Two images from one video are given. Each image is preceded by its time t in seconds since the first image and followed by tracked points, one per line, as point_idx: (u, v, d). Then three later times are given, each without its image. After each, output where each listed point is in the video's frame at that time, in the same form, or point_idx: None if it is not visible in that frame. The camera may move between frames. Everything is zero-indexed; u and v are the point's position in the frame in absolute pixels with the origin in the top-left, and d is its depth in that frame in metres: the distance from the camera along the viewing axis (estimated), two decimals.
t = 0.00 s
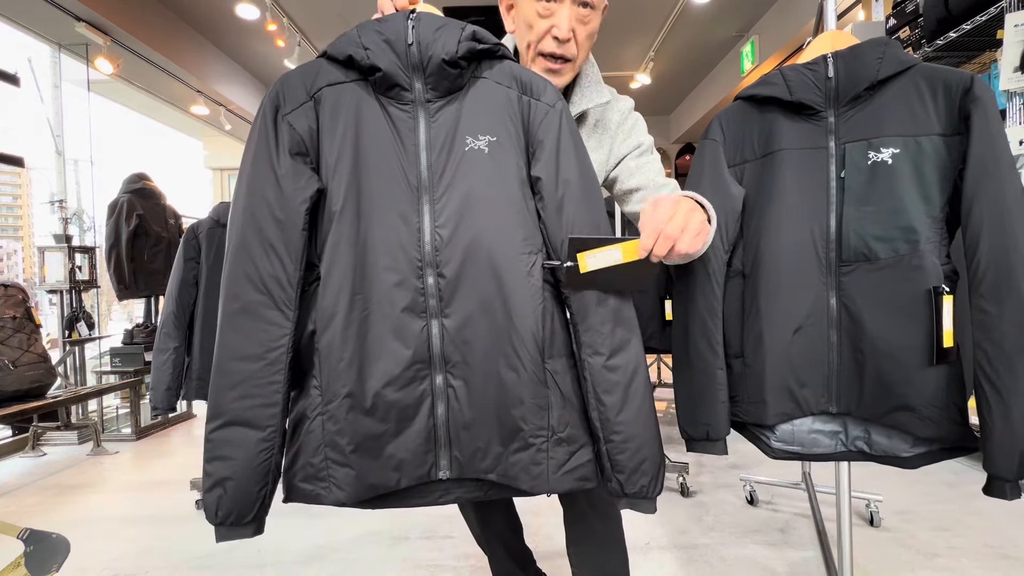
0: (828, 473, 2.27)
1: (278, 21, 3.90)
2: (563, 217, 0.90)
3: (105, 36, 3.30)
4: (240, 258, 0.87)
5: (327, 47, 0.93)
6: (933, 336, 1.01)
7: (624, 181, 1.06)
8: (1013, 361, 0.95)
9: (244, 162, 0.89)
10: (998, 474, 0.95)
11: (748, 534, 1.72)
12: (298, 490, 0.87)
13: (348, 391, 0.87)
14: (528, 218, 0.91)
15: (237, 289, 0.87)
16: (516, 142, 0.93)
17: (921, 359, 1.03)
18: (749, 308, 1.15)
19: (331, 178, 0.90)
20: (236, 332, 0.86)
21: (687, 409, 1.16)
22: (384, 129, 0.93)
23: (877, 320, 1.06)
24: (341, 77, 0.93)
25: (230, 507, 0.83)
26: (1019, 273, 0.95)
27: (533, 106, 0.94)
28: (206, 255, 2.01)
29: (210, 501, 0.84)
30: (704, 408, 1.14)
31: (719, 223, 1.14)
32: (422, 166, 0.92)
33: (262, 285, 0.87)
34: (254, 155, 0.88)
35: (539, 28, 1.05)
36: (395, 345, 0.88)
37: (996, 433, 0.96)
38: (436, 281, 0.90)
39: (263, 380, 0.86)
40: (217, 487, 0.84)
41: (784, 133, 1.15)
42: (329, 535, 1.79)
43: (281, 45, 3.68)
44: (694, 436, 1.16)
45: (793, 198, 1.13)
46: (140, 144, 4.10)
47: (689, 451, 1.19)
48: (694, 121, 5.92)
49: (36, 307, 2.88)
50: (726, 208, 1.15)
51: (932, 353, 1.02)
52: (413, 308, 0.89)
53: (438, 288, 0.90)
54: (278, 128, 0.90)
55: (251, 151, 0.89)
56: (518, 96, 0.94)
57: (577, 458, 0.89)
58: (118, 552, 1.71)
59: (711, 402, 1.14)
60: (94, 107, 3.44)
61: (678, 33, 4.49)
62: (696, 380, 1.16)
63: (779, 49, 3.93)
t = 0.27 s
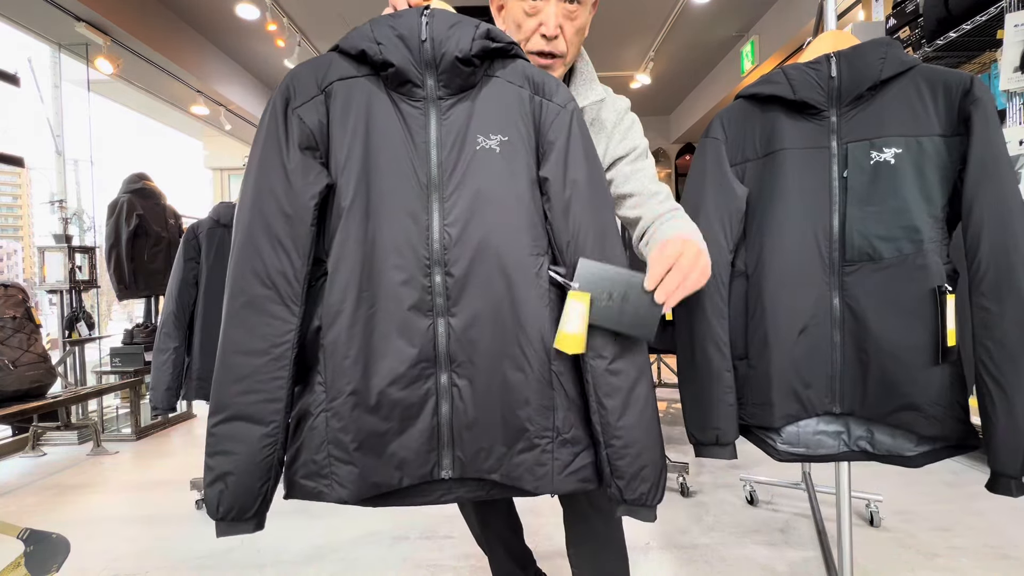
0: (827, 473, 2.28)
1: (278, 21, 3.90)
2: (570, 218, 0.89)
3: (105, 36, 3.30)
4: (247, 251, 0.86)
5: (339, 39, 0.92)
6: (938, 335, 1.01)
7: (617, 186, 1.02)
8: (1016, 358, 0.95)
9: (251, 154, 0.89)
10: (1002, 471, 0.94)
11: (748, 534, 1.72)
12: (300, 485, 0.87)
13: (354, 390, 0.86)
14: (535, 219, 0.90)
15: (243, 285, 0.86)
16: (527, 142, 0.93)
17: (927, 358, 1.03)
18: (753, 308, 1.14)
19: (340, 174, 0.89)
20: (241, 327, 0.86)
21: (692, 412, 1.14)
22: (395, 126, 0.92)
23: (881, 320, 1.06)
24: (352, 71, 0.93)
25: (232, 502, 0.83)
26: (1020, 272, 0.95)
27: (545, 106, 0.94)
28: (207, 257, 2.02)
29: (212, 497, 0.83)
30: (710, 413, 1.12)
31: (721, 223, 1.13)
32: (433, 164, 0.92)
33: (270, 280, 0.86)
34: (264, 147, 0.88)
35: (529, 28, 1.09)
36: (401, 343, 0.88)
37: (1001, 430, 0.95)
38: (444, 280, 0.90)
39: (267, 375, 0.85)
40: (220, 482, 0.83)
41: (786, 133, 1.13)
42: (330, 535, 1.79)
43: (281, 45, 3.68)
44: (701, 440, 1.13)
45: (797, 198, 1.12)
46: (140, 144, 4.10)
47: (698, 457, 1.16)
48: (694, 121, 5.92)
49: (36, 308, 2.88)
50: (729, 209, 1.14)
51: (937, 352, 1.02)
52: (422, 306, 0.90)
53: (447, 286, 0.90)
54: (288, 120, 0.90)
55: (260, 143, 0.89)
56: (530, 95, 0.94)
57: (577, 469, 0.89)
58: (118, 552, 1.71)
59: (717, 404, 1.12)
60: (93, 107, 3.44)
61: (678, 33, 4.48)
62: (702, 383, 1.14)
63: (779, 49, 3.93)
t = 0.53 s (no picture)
0: (827, 473, 2.28)
1: (278, 21, 3.90)
2: (576, 227, 0.88)
3: (105, 36, 3.30)
4: (254, 256, 0.85)
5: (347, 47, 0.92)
6: (944, 334, 1.01)
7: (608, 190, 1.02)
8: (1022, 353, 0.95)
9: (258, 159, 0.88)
10: (1014, 468, 0.94)
11: (748, 534, 1.72)
12: (305, 499, 0.85)
13: (360, 399, 0.85)
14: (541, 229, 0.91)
15: (249, 292, 0.85)
16: (534, 152, 0.93)
17: (933, 357, 1.02)
18: (759, 309, 1.12)
19: (349, 180, 0.89)
20: (248, 336, 0.84)
21: (700, 417, 1.10)
22: (403, 134, 0.92)
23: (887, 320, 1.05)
24: (360, 78, 0.93)
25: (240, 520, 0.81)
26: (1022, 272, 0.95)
27: (552, 116, 0.94)
28: (207, 257, 2.02)
29: (219, 513, 0.81)
30: (722, 416, 1.08)
31: (726, 223, 1.11)
32: (440, 172, 0.92)
33: (278, 286, 0.85)
34: (272, 152, 0.87)
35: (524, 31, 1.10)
36: (408, 350, 0.88)
37: (1013, 427, 0.95)
38: (452, 288, 0.91)
39: (278, 388, 0.83)
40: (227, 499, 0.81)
41: (790, 131, 1.12)
42: (330, 535, 1.80)
43: (281, 45, 3.68)
44: (709, 445, 1.10)
45: (802, 197, 1.10)
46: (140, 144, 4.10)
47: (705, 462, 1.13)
48: (693, 121, 5.92)
49: (36, 308, 2.87)
50: (733, 205, 1.12)
51: (943, 351, 1.02)
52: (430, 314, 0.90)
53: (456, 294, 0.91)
54: (296, 126, 0.89)
55: (267, 149, 0.88)
56: (536, 105, 0.95)
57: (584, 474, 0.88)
58: (118, 552, 1.71)
59: (728, 408, 1.08)
60: (93, 107, 3.44)
61: (678, 33, 4.48)
62: (708, 385, 1.10)
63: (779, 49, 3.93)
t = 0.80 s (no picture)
0: (828, 473, 2.28)
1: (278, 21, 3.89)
2: (577, 264, 0.90)
3: (105, 36, 3.30)
4: (256, 273, 0.84)
5: (366, 67, 0.92)
6: (947, 334, 1.01)
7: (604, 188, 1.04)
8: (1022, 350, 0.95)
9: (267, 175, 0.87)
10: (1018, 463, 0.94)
11: (748, 534, 1.72)
12: (295, 516, 0.86)
13: (357, 421, 0.86)
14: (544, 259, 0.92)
15: (248, 306, 0.84)
16: (543, 184, 0.95)
17: (936, 357, 1.02)
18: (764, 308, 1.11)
19: (359, 203, 0.89)
20: (245, 351, 0.84)
21: (710, 419, 1.07)
22: (414, 159, 0.94)
23: (891, 319, 1.05)
24: (375, 100, 0.94)
25: (218, 537, 0.80)
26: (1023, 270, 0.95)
27: (561, 150, 0.96)
28: (207, 256, 2.04)
29: (196, 529, 0.81)
30: (730, 420, 1.06)
31: (730, 221, 1.10)
32: (448, 199, 0.94)
33: (277, 304, 0.85)
34: (282, 169, 0.86)
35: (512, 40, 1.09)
36: (407, 373, 0.89)
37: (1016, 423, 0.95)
38: (453, 313, 0.92)
39: (266, 405, 0.83)
40: (206, 514, 0.81)
41: (793, 130, 1.11)
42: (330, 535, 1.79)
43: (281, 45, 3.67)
44: (717, 450, 1.07)
45: (806, 197, 1.10)
46: (141, 143, 4.10)
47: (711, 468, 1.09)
48: (693, 121, 5.92)
49: (36, 308, 2.87)
50: (737, 205, 1.11)
51: (946, 350, 1.02)
52: (432, 338, 0.91)
53: (459, 319, 0.92)
54: (308, 144, 0.89)
55: (276, 165, 0.87)
56: (547, 138, 0.97)
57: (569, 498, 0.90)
58: (118, 552, 1.71)
59: (734, 411, 1.06)
60: (94, 107, 3.43)
61: (679, 33, 4.48)
62: (716, 386, 1.08)
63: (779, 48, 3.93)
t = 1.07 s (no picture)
0: (827, 473, 2.28)
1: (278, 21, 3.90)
2: (589, 282, 0.91)
3: (105, 36, 3.30)
4: (281, 280, 0.85)
5: (393, 81, 0.93)
6: (949, 334, 1.01)
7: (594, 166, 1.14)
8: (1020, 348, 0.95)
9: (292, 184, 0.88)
10: (1018, 462, 0.94)
11: (748, 534, 1.72)
12: (310, 512, 0.87)
13: (371, 426, 0.86)
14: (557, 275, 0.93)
15: (272, 311, 0.85)
16: (558, 203, 0.95)
17: (937, 356, 1.02)
18: (769, 309, 1.11)
19: (381, 216, 0.91)
20: (269, 356, 0.85)
21: (716, 424, 1.07)
22: (434, 174, 0.95)
23: (892, 319, 1.05)
24: (399, 115, 0.95)
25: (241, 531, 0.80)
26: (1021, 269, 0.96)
27: (578, 169, 0.96)
28: (207, 255, 2.03)
29: (224, 521, 0.81)
30: (736, 422, 1.06)
31: (733, 221, 1.11)
32: (466, 213, 0.95)
33: (302, 311, 0.86)
34: (308, 180, 0.88)
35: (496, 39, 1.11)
36: (419, 381, 0.90)
37: (1015, 422, 0.95)
38: (466, 324, 0.93)
39: (289, 408, 0.84)
40: (236, 508, 0.81)
41: (795, 129, 1.11)
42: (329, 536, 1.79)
43: (281, 45, 3.68)
44: (725, 454, 1.07)
45: (809, 197, 1.09)
46: (141, 143, 4.10)
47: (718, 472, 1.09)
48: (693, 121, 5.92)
49: (36, 308, 2.87)
50: (741, 205, 1.11)
51: (948, 349, 1.02)
52: (447, 349, 0.92)
53: (473, 330, 0.93)
54: (334, 156, 0.91)
55: (303, 176, 0.89)
56: (564, 157, 0.96)
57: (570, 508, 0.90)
58: (118, 552, 1.71)
59: (738, 413, 1.06)
60: (94, 107, 3.43)
61: (679, 33, 4.48)
62: (722, 388, 1.08)
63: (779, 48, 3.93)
